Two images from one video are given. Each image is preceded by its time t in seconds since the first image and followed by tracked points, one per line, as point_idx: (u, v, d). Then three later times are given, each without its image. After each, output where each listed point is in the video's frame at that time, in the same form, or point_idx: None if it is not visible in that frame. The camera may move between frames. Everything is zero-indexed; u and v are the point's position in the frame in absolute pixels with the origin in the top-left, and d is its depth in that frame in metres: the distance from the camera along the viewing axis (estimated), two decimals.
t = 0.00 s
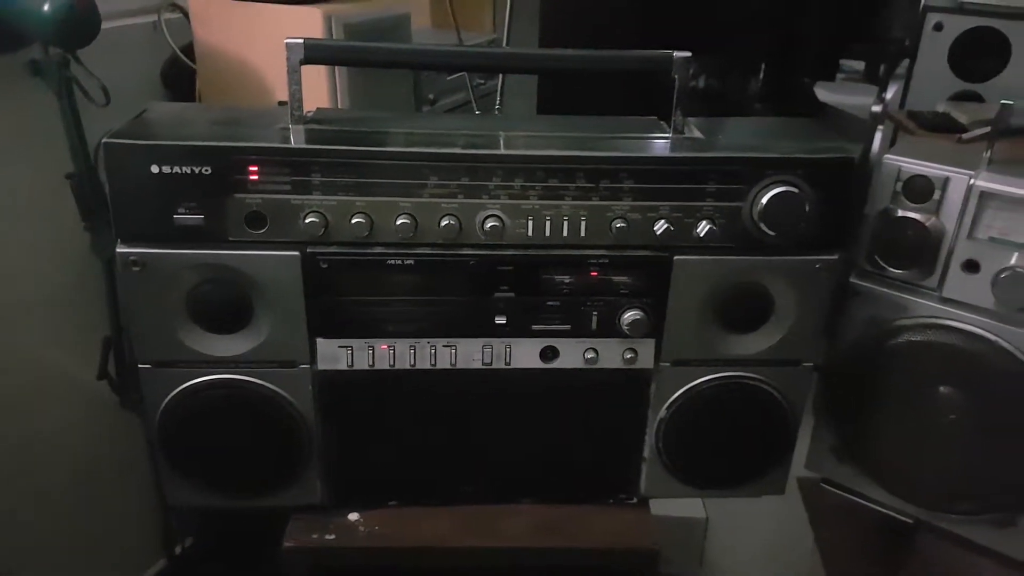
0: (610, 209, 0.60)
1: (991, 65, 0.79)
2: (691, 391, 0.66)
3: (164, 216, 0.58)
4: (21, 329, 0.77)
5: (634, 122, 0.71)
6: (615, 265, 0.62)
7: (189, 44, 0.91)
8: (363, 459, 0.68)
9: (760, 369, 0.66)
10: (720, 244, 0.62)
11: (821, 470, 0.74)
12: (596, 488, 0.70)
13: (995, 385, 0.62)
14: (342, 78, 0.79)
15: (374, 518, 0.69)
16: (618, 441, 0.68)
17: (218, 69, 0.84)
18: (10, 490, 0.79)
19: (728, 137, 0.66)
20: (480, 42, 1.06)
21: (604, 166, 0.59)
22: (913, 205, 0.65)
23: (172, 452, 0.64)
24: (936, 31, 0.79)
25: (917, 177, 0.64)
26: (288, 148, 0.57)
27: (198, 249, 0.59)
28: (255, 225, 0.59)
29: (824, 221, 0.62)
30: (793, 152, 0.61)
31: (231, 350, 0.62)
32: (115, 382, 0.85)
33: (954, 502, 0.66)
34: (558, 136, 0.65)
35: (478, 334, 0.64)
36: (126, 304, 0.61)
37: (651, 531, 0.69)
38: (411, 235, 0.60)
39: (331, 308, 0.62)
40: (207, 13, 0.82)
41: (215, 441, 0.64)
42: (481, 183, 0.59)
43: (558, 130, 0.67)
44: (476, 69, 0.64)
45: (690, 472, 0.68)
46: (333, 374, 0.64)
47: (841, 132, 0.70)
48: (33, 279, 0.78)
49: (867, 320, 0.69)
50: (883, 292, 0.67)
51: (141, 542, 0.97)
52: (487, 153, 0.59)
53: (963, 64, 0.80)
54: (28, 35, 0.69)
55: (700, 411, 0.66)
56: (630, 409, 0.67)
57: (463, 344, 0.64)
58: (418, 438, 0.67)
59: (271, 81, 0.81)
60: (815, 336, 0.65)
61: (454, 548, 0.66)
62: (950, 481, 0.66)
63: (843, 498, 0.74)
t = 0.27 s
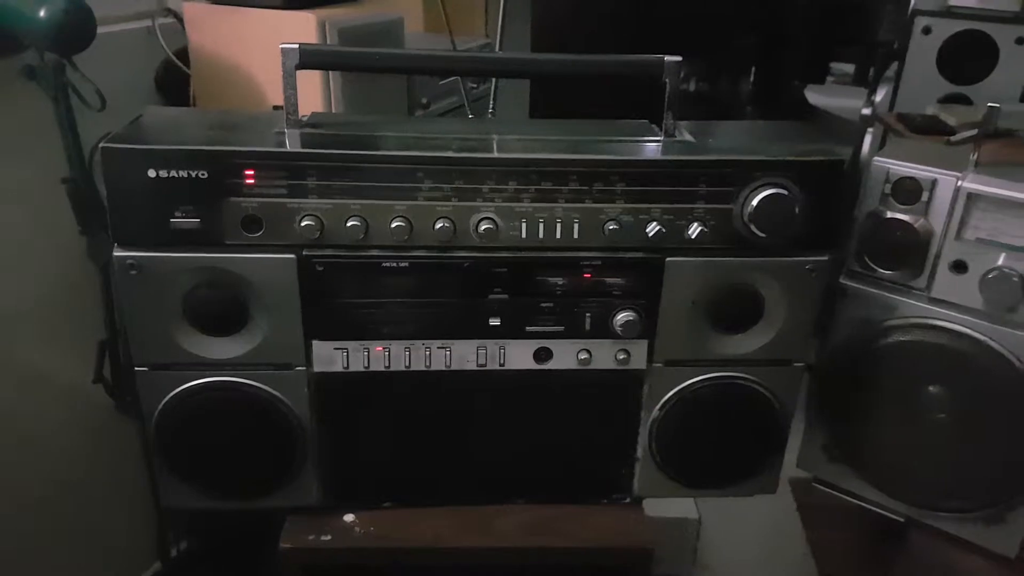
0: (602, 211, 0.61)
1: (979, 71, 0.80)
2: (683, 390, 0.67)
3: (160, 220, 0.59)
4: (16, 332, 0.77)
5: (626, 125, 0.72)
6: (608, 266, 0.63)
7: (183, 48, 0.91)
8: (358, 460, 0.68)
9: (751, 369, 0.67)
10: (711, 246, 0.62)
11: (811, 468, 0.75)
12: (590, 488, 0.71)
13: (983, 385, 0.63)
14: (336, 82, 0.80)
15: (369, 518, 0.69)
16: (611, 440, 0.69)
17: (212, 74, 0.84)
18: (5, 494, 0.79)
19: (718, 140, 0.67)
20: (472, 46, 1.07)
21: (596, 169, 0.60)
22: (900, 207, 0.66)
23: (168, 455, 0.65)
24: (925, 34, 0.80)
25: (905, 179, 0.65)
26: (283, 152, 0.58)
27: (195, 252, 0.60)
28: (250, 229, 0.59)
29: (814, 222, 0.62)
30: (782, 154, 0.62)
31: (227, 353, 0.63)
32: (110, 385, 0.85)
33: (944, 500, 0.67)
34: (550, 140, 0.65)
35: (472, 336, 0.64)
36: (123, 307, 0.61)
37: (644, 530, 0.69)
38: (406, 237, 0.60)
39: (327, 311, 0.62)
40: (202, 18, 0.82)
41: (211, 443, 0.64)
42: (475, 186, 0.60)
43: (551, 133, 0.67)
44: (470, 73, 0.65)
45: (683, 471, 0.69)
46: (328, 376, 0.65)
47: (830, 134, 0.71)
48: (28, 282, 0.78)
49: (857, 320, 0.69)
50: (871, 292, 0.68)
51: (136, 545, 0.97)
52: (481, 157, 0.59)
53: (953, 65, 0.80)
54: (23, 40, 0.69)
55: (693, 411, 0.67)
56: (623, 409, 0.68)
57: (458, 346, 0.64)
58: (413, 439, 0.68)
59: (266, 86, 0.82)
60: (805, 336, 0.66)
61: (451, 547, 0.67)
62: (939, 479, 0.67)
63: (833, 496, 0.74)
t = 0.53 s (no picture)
0: (589, 208, 0.62)
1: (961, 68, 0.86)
2: (670, 384, 0.68)
3: (152, 219, 0.59)
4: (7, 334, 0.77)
5: (612, 124, 0.73)
6: (595, 262, 0.64)
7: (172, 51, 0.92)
8: (350, 456, 0.69)
9: (737, 362, 0.68)
10: (696, 242, 0.63)
11: (796, 460, 0.76)
12: (580, 481, 0.72)
13: (962, 375, 0.65)
14: (325, 83, 0.81)
15: (362, 514, 0.70)
16: (600, 434, 0.70)
17: (201, 75, 0.85)
18: None
19: (702, 138, 0.68)
20: (460, 47, 1.08)
21: (582, 166, 0.61)
22: (880, 202, 0.67)
23: (160, 452, 0.65)
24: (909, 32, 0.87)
25: (885, 174, 0.66)
26: (274, 152, 0.59)
27: (186, 251, 0.60)
28: (241, 227, 0.60)
29: (796, 217, 0.64)
30: (765, 151, 0.63)
31: (220, 351, 0.63)
32: (101, 386, 0.85)
33: (926, 489, 0.69)
34: (537, 138, 0.66)
35: (462, 332, 0.65)
36: (115, 306, 0.62)
37: (633, 522, 0.70)
38: (396, 235, 0.61)
39: (318, 308, 0.63)
40: (191, 20, 0.83)
41: (203, 440, 0.65)
42: (463, 184, 0.61)
43: (538, 132, 0.68)
44: (458, 73, 0.66)
45: (671, 464, 0.70)
46: (320, 373, 0.65)
47: (811, 132, 0.72)
48: (18, 284, 0.78)
49: (839, 313, 0.71)
50: (853, 286, 0.70)
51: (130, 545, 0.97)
52: (469, 155, 0.60)
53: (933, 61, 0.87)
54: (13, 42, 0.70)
55: (680, 404, 0.68)
56: (611, 403, 0.69)
57: (448, 342, 0.65)
58: (404, 435, 0.68)
59: (256, 88, 0.82)
60: (789, 329, 0.67)
61: (442, 541, 0.68)
62: (921, 468, 0.68)
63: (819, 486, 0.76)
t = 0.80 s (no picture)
0: (568, 207, 0.64)
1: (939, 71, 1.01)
2: (648, 376, 0.70)
3: (143, 221, 0.61)
4: None
5: (590, 126, 0.75)
6: (575, 259, 0.66)
7: (158, 56, 0.93)
8: (337, 452, 0.70)
9: (712, 354, 0.71)
10: (672, 239, 0.66)
11: (771, 449, 0.79)
12: (563, 472, 0.74)
13: (927, 363, 0.68)
14: (310, 87, 0.83)
15: (350, 508, 0.72)
16: (581, 426, 0.72)
17: (188, 81, 0.86)
18: None
19: (675, 139, 0.70)
20: (443, 51, 1.10)
21: (562, 167, 0.63)
22: (848, 199, 0.70)
23: (152, 449, 0.67)
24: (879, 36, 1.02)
25: (851, 173, 0.69)
26: (262, 155, 0.61)
27: (177, 252, 0.62)
28: (231, 228, 0.62)
29: (767, 214, 0.66)
30: (735, 152, 0.65)
31: (211, 350, 0.65)
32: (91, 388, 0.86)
33: (895, 474, 0.71)
34: (518, 140, 0.69)
35: (447, 328, 0.67)
36: (108, 306, 0.63)
37: (615, 510, 0.73)
38: (381, 234, 0.63)
39: (306, 307, 0.65)
40: (177, 25, 0.85)
41: (195, 437, 0.66)
42: (447, 185, 0.63)
43: (519, 134, 0.71)
44: (441, 77, 0.68)
45: (650, 455, 0.72)
46: (308, 370, 0.67)
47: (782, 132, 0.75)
48: (9, 288, 0.79)
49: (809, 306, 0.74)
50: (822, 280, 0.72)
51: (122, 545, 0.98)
52: (452, 157, 0.62)
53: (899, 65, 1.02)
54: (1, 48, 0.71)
55: (658, 396, 0.70)
56: (592, 396, 0.71)
57: (433, 338, 0.67)
58: (391, 430, 0.70)
59: (242, 93, 0.84)
60: (761, 322, 0.70)
61: (429, 532, 0.70)
62: (889, 454, 0.71)
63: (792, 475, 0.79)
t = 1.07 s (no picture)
0: (546, 210, 0.68)
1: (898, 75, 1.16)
2: (625, 370, 0.73)
3: (139, 229, 0.63)
4: None
5: (566, 133, 0.79)
6: (554, 260, 0.69)
7: (146, 70, 0.95)
8: (328, 449, 0.73)
9: (685, 348, 0.74)
10: (644, 239, 0.69)
11: (744, 440, 0.83)
12: (545, 464, 0.77)
13: (886, 353, 0.71)
14: (296, 99, 0.86)
15: (341, 502, 0.75)
16: (562, 419, 0.76)
17: (177, 93, 0.89)
18: None
19: (645, 144, 0.74)
20: (424, 61, 1.13)
21: (539, 172, 0.67)
22: (809, 199, 0.74)
23: (148, 447, 0.69)
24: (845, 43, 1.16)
25: (812, 175, 0.73)
26: (253, 164, 0.63)
27: (172, 258, 0.65)
28: (223, 234, 0.65)
29: (734, 214, 0.70)
30: (702, 156, 0.69)
31: (205, 351, 0.68)
32: (84, 394, 0.88)
33: (860, 459, 0.75)
34: (497, 147, 0.72)
35: (432, 327, 0.70)
36: (104, 311, 0.65)
37: (596, 499, 0.76)
38: (368, 238, 0.66)
39: (296, 308, 0.68)
40: (166, 41, 0.87)
41: (190, 435, 0.69)
42: (430, 190, 0.66)
43: (498, 142, 0.74)
44: (423, 88, 0.71)
45: (628, 446, 0.75)
46: (298, 369, 0.70)
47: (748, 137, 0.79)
48: (5, 296, 0.81)
49: (775, 301, 0.77)
50: (787, 276, 0.76)
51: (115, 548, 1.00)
52: (435, 163, 0.66)
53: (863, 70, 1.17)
54: None
55: (635, 389, 0.74)
56: (572, 390, 0.75)
57: (419, 337, 0.70)
58: (380, 427, 0.73)
59: (230, 105, 0.87)
60: (730, 317, 0.74)
61: (418, 523, 0.73)
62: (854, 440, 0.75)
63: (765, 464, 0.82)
